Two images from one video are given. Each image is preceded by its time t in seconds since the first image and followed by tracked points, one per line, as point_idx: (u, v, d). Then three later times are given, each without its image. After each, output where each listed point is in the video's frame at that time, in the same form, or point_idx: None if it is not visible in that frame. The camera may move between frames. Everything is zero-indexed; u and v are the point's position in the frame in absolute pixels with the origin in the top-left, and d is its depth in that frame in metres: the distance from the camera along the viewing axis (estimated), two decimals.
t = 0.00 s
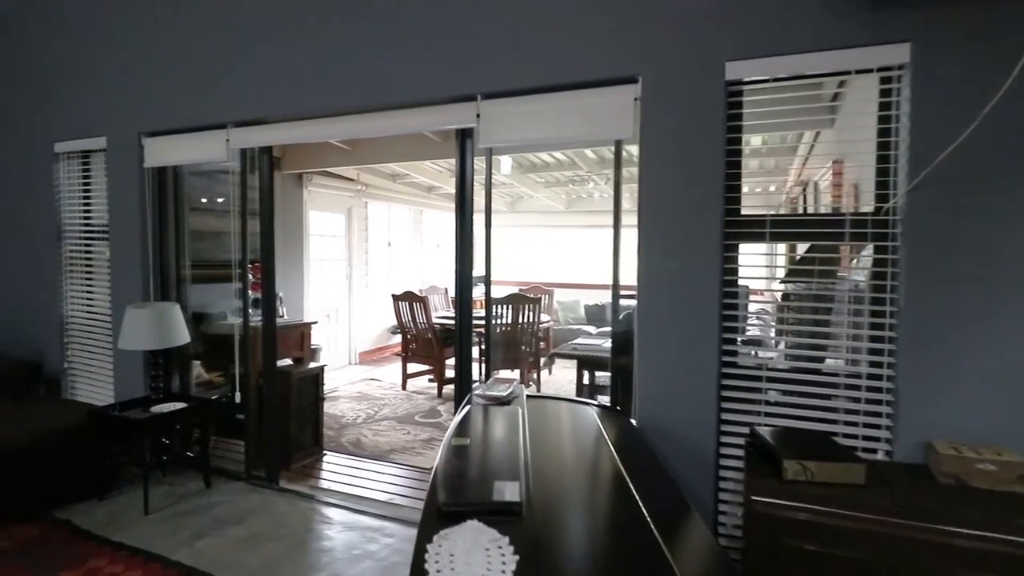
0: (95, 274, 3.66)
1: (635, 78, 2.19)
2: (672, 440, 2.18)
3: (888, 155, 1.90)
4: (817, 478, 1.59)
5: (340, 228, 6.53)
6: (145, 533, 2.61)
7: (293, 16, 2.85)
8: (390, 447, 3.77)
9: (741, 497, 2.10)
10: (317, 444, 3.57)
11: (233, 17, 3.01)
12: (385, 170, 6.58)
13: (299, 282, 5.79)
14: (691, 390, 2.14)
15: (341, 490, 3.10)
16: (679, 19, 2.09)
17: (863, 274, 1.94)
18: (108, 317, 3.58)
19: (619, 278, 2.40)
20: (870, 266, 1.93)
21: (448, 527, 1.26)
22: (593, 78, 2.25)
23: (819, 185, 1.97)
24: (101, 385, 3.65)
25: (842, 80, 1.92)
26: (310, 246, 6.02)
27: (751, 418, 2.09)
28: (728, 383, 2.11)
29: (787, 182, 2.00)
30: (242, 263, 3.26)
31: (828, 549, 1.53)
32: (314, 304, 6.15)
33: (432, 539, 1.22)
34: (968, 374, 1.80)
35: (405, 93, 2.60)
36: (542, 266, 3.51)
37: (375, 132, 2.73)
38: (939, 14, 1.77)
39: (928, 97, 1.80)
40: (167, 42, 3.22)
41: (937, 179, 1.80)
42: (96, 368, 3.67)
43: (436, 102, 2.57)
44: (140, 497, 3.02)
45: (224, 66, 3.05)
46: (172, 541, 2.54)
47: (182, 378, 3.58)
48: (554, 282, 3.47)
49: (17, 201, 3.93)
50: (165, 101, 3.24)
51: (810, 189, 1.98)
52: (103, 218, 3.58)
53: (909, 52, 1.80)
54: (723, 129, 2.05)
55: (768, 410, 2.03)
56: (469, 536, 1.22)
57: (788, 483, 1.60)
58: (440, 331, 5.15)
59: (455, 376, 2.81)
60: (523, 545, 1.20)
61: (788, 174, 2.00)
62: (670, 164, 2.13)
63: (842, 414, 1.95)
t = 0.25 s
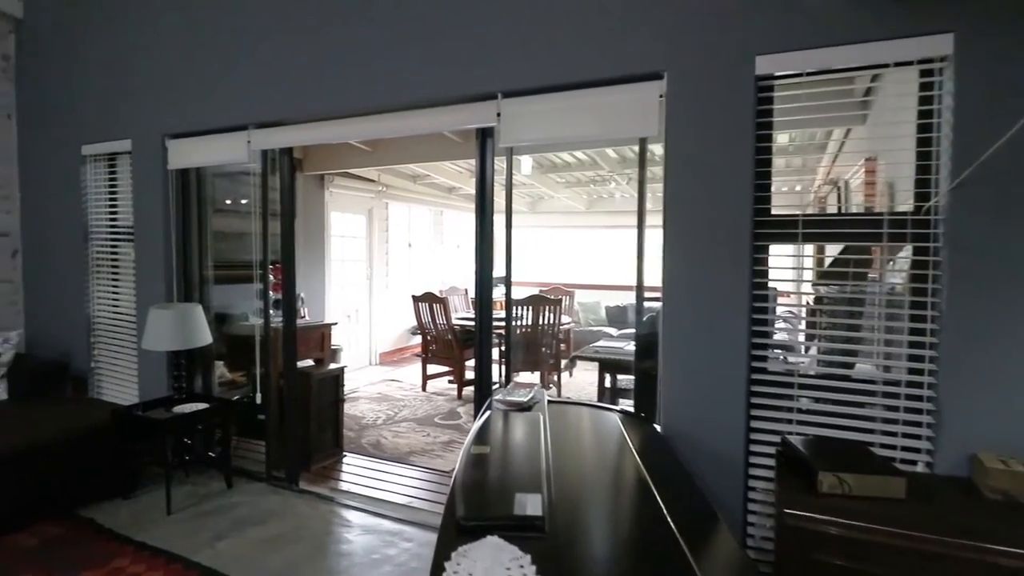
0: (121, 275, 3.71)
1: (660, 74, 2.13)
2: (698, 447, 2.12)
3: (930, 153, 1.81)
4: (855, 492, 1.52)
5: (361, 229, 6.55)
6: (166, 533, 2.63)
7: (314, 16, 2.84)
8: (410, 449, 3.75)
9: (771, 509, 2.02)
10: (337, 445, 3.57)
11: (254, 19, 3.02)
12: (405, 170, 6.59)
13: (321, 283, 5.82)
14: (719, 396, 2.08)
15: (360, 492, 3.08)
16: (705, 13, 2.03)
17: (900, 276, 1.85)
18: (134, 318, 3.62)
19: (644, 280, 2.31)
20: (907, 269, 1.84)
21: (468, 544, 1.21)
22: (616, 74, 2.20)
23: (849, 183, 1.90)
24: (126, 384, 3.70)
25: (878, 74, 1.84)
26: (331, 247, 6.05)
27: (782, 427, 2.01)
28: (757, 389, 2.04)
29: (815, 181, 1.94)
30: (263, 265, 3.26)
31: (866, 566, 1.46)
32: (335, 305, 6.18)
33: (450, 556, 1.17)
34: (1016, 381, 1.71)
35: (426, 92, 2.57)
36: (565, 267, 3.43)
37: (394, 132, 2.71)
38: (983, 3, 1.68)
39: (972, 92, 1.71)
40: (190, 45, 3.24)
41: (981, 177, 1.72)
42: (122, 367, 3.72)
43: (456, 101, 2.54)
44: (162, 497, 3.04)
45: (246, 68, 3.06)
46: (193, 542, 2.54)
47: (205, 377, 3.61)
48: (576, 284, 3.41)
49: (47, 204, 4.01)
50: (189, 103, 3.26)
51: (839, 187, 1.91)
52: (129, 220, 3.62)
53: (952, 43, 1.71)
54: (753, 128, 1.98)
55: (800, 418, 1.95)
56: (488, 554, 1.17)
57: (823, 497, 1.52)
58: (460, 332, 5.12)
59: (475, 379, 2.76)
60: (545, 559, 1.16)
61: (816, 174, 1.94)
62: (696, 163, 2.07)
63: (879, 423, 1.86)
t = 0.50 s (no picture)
0: (146, 276, 3.76)
1: (686, 70, 2.07)
2: (725, 454, 2.06)
3: (974, 150, 1.72)
4: (894, 505, 1.44)
5: (382, 229, 6.57)
6: (189, 533, 2.64)
7: (334, 17, 2.83)
8: (430, 452, 3.73)
9: (802, 520, 1.95)
10: (357, 446, 3.57)
11: (275, 21, 3.03)
12: (426, 171, 6.59)
13: (342, 284, 5.85)
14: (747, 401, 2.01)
15: (380, 495, 3.07)
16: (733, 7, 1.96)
17: (940, 279, 1.77)
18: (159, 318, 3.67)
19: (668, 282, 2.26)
20: (947, 272, 1.76)
21: (489, 559, 1.17)
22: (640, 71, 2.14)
23: (881, 183, 1.86)
24: (152, 383, 3.75)
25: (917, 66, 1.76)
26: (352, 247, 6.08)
27: (814, 435, 1.93)
28: (788, 396, 1.97)
29: (845, 179, 1.86)
30: (284, 266, 3.26)
31: None
32: (356, 306, 6.21)
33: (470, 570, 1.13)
34: None
35: (446, 92, 2.55)
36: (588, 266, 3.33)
37: (415, 132, 2.69)
38: None
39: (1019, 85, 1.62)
40: (213, 47, 3.27)
41: None
42: (147, 367, 3.77)
43: (477, 101, 2.51)
44: (185, 497, 3.07)
45: (267, 70, 3.07)
46: (215, 543, 2.55)
47: (228, 378, 3.64)
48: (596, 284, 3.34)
49: (77, 207, 4.09)
50: (212, 105, 3.29)
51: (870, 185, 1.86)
52: (154, 222, 3.67)
53: (997, 33, 1.63)
54: (784, 125, 1.91)
55: (834, 426, 1.87)
56: (508, 571, 1.12)
57: (859, 510, 1.45)
58: (480, 333, 5.10)
59: (495, 381, 2.73)
60: None
61: (846, 173, 1.86)
62: (723, 161, 2.01)
63: (918, 433, 1.78)
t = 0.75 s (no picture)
0: (171, 278, 3.81)
1: (712, 65, 2.02)
2: (752, 461, 2.00)
3: (1014, 144, 1.65)
4: (933, 520, 1.37)
5: (403, 231, 6.60)
6: (211, 533, 2.66)
7: (354, 18, 2.83)
8: (449, 453, 3.71)
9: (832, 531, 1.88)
10: (377, 448, 3.57)
11: (296, 24, 3.04)
12: (446, 172, 6.60)
13: (363, 284, 5.88)
14: (775, 407, 1.95)
15: (400, 497, 3.06)
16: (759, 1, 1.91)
17: (979, 282, 1.70)
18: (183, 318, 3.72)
19: (692, 285, 2.20)
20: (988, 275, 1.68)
21: (509, 574, 1.13)
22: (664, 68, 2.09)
23: (915, 182, 1.78)
24: (176, 383, 3.80)
25: (957, 59, 1.68)
26: (373, 248, 6.11)
27: (846, 443, 1.86)
28: (818, 403, 1.90)
29: (875, 178, 1.80)
30: (305, 267, 3.30)
31: None
32: (376, 307, 6.23)
33: None
34: None
35: (466, 91, 2.53)
36: (608, 268, 3.16)
37: (435, 133, 2.67)
38: None
39: None
40: (235, 51, 3.29)
41: None
42: (172, 367, 3.83)
43: (497, 100, 2.48)
44: (207, 496, 3.09)
45: (288, 73, 3.09)
46: (236, 543, 2.56)
47: (250, 379, 3.66)
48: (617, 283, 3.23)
49: (104, 208, 4.17)
50: (234, 108, 3.32)
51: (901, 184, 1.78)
52: (179, 224, 3.72)
53: None
54: (814, 122, 1.85)
55: (867, 434, 1.80)
56: None
57: (896, 525, 1.38)
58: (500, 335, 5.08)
59: (515, 383, 2.69)
60: None
61: (874, 172, 1.79)
62: (751, 160, 1.95)
63: (958, 443, 1.71)
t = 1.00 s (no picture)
0: (195, 278, 3.86)
1: (738, 61, 1.97)
2: (779, 467, 1.95)
3: None
4: (973, 532, 1.31)
5: (422, 231, 6.62)
6: (233, 531, 2.68)
7: (376, 19, 2.84)
8: (468, 455, 3.69)
9: (863, 541, 1.82)
10: (397, 448, 3.57)
11: (317, 26, 3.06)
12: (465, 173, 6.60)
13: (383, 285, 5.91)
14: (804, 412, 1.90)
15: (420, 497, 3.05)
16: None
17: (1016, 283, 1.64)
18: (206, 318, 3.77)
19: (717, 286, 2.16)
20: None
21: None
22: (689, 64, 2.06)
23: (948, 180, 1.70)
24: (199, 382, 3.85)
25: (996, 52, 1.61)
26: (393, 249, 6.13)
27: (877, 450, 1.80)
28: (848, 408, 1.84)
29: (906, 176, 1.74)
30: (326, 266, 3.28)
31: None
32: (396, 307, 6.26)
33: None
34: None
35: (487, 90, 2.51)
36: (629, 270, 3.34)
37: (455, 133, 2.66)
38: None
39: None
40: (257, 53, 3.33)
41: None
42: (196, 366, 3.88)
43: (519, 99, 2.46)
44: (229, 494, 3.12)
45: (309, 74, 3.11)
46: (257, 541, 2.58)
47: (271, 379, 3.69)
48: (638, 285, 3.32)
49: (131, 210, 4.25)
50: (257, 110, 3.35)
51: (933, 183, 1.72)
52: (202, 225, 3.77)
53: None
54: (846, 118, 1.79)
55: (901, 442, 1.74)
56: None
57: (933, 537, 1.32)
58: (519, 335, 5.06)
59: (535, 385, 2.66)
60: None
61: (905, 169, 1.74)
62: (779, 158, 1.91)
63: (996, 450, 1.64)
